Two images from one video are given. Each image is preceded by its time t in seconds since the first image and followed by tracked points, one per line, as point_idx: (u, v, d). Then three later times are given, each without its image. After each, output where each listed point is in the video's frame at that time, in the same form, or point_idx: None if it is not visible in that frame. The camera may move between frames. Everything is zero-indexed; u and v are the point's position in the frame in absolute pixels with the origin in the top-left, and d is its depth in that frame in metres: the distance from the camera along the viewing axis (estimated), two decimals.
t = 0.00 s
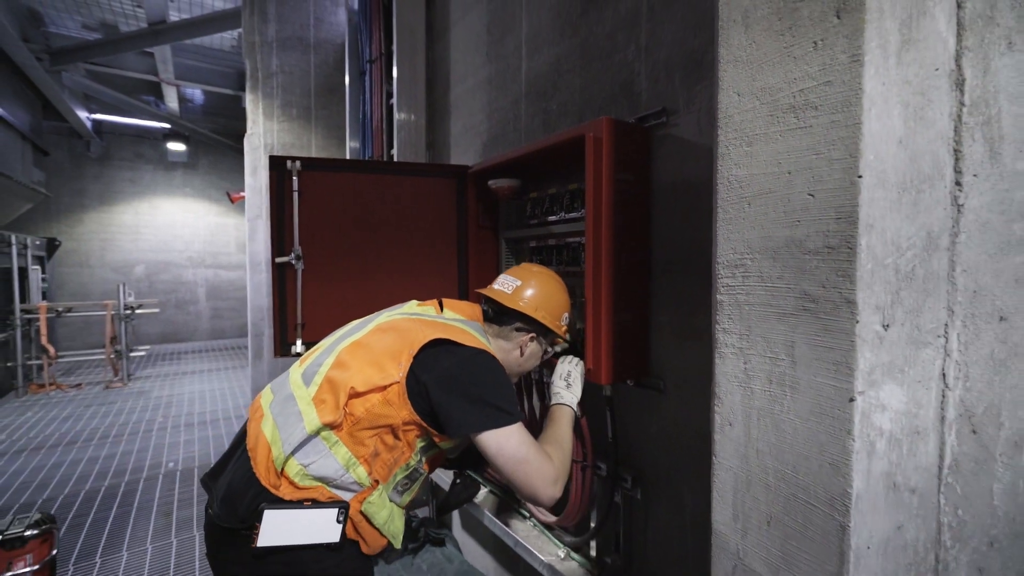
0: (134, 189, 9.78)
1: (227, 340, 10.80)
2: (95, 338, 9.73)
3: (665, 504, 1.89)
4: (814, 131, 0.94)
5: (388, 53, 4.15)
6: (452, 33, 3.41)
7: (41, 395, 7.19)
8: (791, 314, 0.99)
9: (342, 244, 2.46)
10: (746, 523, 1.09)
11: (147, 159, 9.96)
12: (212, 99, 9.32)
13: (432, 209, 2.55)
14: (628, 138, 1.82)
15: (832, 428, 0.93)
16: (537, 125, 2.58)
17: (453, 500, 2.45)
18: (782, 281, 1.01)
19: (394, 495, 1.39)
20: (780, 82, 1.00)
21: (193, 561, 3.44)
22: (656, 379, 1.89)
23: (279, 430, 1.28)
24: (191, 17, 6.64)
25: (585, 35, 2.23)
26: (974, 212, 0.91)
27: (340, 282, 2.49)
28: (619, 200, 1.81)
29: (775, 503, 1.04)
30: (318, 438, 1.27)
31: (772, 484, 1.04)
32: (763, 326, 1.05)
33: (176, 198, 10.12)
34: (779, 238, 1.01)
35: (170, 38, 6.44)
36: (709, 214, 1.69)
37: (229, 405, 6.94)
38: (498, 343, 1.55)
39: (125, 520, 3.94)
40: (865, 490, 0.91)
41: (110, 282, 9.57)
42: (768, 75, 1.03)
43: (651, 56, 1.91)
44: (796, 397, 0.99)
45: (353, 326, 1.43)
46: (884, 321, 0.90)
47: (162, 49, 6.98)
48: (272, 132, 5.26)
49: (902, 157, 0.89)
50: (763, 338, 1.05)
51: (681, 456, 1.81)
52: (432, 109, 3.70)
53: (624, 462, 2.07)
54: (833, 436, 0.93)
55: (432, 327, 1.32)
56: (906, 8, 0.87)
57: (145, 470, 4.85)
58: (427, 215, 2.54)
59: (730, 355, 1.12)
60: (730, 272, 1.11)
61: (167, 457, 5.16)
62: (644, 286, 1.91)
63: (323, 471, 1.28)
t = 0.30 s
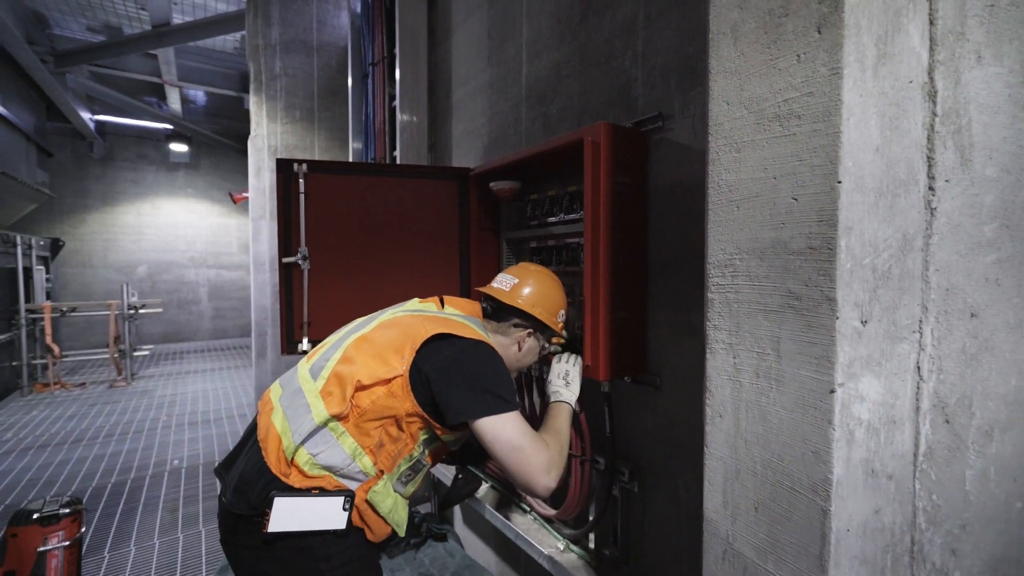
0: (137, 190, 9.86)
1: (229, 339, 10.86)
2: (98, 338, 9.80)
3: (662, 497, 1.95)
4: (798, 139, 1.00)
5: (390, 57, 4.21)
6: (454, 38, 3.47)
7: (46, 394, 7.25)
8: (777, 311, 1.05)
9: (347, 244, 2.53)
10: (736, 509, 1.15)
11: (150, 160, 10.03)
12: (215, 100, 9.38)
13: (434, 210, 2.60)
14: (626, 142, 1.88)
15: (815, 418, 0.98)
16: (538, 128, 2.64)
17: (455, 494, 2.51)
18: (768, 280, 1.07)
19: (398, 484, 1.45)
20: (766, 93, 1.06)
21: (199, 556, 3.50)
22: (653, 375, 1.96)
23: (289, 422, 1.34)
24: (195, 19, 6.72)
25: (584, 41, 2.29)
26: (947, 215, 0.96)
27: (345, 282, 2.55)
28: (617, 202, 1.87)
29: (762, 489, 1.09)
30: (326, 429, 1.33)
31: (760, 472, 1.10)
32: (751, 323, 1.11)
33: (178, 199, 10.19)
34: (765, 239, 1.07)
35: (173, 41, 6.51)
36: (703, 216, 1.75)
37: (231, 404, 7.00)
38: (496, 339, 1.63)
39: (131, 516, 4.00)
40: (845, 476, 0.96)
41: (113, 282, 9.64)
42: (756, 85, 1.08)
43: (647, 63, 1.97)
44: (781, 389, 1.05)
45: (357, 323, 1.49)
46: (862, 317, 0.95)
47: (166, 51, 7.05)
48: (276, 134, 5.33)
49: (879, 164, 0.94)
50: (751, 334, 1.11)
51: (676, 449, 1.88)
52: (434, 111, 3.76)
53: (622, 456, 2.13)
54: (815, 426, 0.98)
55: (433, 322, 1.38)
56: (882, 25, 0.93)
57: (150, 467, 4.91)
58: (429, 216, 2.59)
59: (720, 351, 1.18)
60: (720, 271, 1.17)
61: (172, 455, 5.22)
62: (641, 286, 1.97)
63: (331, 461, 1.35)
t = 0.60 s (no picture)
0: (140, 190, 9.94)
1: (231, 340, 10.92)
2: (101, 337, 9.88)
3: (658, 491, 2.01)
4: (783, 147, 1.05)
5: (392, 60, 4.27)
6: (455, 42, 3.54)
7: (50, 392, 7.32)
8: (763, 310, 1.11)
9: (351, 246, 2.59)
10: (725, 497, 1.20)
11: (153, 161, 10.11)
12: (218, 101, 9.45)
13: (436, 212, 2.66)
14: (623, 145, 1.94)
15: (799, 410, 1.04)
16: (537, 131, 2.70)
17: (457, 491, 2.57)
18: (755, 280, 1.12)
19: (402, 474, 1.51)
20: (754, 102, 1.12)
21: (205, 551, 3.56)
22: (649, 373, 2.02)
23: (298, 413, 1.40)
24: (198, 22, 6.79)
25: (582, 47, 2.35)
26: (922, 218, 1.01)
27: (350, 282, 2.62)
28: (614, 204, 1.93)
29: (750, 478, 1.15)
30: (333, 419, 1.39)
31: (747, 461, 1.15)
32: (739, 320, 1.17)
33: (180, 199, 10.27)
34: (752, 241, 1.12)
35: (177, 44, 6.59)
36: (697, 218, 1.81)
37: (234, 403, 7.06)
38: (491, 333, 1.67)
39: (137, 512, 4.07)
40: (826, 464, 1.02)
41: (116, 281, 9.72)
42: (744, 96, 1.14)
43: (644, 70, 2.03)
44: (768, 384, 1.10)
45: (360, 320, 1.55)
46: (843, 315, 1.01)
47: (169, 53, 7.12)
48: (279, 136, 5.39)
49: (858, 170, 1.00)
50: (739, 331, 1.17)
51: (672, 444, 1.94)
52: (436, 114, 3.82)
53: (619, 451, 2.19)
54: (799, 418, 1.04)
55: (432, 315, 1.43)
56: (860, 40, 0.99)
57: (155, 465, 4.98)
58: (431, 216, 2.65)
59: (710, 347, 1.24)
60: (710, 273, 1.23)
61: (176, 452, 5.28)
62: (638, 286, 2.03)
63: (339, 450, 1.40)
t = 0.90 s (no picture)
0: (142, 191, 10.00)
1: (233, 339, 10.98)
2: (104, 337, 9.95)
3: (654, 486, 2.07)
4: (769, 153, 1.10)
5: (394, 63, 4.33)
6: (456, 46, 3.60)
7: (54, 392, 7.39)
8: (751, 308, 1.16)
9: (354, 246, 2.65)
10: (715, 487, 1.26)
11: (155, 161, 10.17)
12: (219, 102, 9.51)
13: (437, 213, 2.71)
14: (619, 149, 2.00)
15: (783, 404, 1.09)
16: (537, 134, 2.75)
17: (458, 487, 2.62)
18: (743, 279, 1.18)
19: (405, 464, 1.58)
20: (742, 110, 1.17)
21: (210, 547, 3.62)
22: (645, 370, 2.07)
23: (306, 406, 1.46)
24: (201, 24, 6.85)
25: (580, 53, 2.41)
26: (901, 221, 1.07)
27: (353, 282, 2.68)
28: (611, 206, 1.98)
29: (737, 468, 1.21)
30: (339, 410, 1.44)
31: (736, 453, 1.21)
32: (728, 318, 1.22)
33: (182, 199, 10.33)
34: (741, 242, 1.18)
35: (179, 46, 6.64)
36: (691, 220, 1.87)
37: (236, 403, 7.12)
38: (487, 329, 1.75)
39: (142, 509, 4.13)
40: (809, 454, 1.07)
41: (118, 281, 9.78)
42: (732, 104, 1.19)
43: (640, 75, 2.08)
44: (755, 378, 1.16)
45: (361, 318, 1.60)
46: (825, 313, 1.06)
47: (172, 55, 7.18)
48: (281, 137, 5.44)
49: (840, 176, 1.05)
50: (728, 328, 1.22)
51: (668, 439, 1.99)
52: (437, 116, 3.87)
53: (617, 447, 2.24)
54: (783, 412, 1.09)
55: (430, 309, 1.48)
56: (841, 53, 1.04)
57: (159, 463, 5.04)
58: (433, 218, 2.70)
59: (701, 344, 1.30)
60: (701, 273, 1.28)
61: (180, 451, 5.34)
62: (634, 286, 2.08)
63: (346, 441, 1.47)
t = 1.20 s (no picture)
0: (145, 192, 10.08)
1: (234, 339, 11.06)
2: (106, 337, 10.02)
3: (648, 479, 2.14)
4: (752, 156, 1.16)
5: (395, 65, 4.39)
6: (455, 49, 3.66)
7: (58, 390, 7.46)
8: (735, 304, 1.22)
9: (357, 246, 2.72)
10: (703, 476, 1.32)
11: (157, 162, 10.24)
12: (221, 103, 9.57)
13: (438, 214, 2.78)
14: (613, 152, 2.06)
15: (766, 394, 1.15)
16: (534, 136, 2.82)
17: (458, 481, 2.68)
18: (728, 276, 1.24)
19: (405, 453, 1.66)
20: (727, 117, 1.23)
21: (214, 542, 3.68)
22: (639, 366, 2.14)
23: (312, 397, 1.52)
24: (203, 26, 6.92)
25: (577, 57, 2.47)
26: (876, 222, 1.13)
27: (355, 281, 2.75)
28: (605, 206, 2.04)
29: (723, 457, 1.27)
30: (343, 400, 1.51)
31: (722, 441, 1.27)
32: (714, 314, 1.28)
33: (184, 200, 10.41)
34: (725, 241, 1.24)
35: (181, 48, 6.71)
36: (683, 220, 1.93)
37: (239, 401, 7.19)
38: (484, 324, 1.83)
39: (146, 505, 4.19)
40: (790, 442, 1.13)
41: (121, 281, 9.86)
42: (718, 111, 1.25)
43: (634, 80, 2.15)
44: (740, 371, 1.22)
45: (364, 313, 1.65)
46: (804, 309, 1.12)
47: (175, 57, 7.25)
48: (283, 138, 5.51)
49: (818, 178, 1.11)
50: (714, 323, 1.28)
51: (661, 432, 2.05)
52: (437, 118, 3.94)
53: (612, 441, 2.31)
54: (766, 402, 1.15)
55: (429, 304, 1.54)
56: (819, 63, 1.09)
57: (163, 460, 5.11)
58: (433, 218, 2.77)
59: (690, 339, 1.36)
60: (689, 271, 1.35)
61: (183, 448, 5.41)
62: (628, 284, 2.15)
63: (351, 429, 1.54)
